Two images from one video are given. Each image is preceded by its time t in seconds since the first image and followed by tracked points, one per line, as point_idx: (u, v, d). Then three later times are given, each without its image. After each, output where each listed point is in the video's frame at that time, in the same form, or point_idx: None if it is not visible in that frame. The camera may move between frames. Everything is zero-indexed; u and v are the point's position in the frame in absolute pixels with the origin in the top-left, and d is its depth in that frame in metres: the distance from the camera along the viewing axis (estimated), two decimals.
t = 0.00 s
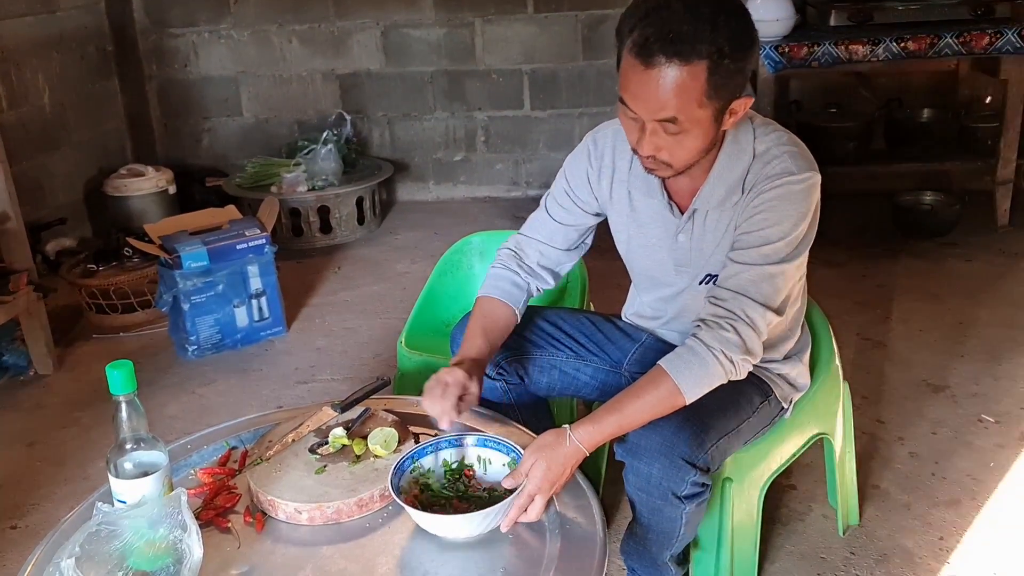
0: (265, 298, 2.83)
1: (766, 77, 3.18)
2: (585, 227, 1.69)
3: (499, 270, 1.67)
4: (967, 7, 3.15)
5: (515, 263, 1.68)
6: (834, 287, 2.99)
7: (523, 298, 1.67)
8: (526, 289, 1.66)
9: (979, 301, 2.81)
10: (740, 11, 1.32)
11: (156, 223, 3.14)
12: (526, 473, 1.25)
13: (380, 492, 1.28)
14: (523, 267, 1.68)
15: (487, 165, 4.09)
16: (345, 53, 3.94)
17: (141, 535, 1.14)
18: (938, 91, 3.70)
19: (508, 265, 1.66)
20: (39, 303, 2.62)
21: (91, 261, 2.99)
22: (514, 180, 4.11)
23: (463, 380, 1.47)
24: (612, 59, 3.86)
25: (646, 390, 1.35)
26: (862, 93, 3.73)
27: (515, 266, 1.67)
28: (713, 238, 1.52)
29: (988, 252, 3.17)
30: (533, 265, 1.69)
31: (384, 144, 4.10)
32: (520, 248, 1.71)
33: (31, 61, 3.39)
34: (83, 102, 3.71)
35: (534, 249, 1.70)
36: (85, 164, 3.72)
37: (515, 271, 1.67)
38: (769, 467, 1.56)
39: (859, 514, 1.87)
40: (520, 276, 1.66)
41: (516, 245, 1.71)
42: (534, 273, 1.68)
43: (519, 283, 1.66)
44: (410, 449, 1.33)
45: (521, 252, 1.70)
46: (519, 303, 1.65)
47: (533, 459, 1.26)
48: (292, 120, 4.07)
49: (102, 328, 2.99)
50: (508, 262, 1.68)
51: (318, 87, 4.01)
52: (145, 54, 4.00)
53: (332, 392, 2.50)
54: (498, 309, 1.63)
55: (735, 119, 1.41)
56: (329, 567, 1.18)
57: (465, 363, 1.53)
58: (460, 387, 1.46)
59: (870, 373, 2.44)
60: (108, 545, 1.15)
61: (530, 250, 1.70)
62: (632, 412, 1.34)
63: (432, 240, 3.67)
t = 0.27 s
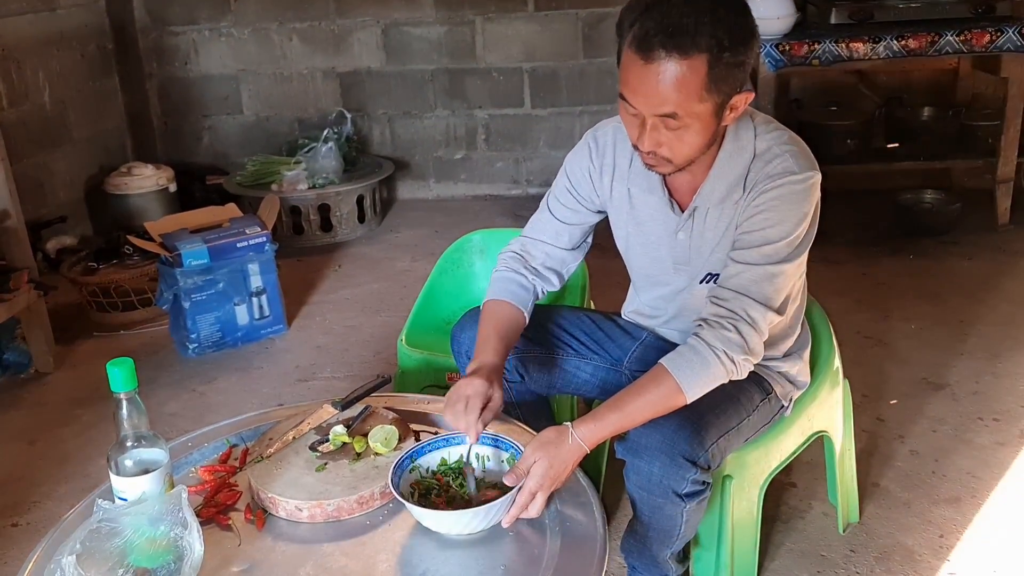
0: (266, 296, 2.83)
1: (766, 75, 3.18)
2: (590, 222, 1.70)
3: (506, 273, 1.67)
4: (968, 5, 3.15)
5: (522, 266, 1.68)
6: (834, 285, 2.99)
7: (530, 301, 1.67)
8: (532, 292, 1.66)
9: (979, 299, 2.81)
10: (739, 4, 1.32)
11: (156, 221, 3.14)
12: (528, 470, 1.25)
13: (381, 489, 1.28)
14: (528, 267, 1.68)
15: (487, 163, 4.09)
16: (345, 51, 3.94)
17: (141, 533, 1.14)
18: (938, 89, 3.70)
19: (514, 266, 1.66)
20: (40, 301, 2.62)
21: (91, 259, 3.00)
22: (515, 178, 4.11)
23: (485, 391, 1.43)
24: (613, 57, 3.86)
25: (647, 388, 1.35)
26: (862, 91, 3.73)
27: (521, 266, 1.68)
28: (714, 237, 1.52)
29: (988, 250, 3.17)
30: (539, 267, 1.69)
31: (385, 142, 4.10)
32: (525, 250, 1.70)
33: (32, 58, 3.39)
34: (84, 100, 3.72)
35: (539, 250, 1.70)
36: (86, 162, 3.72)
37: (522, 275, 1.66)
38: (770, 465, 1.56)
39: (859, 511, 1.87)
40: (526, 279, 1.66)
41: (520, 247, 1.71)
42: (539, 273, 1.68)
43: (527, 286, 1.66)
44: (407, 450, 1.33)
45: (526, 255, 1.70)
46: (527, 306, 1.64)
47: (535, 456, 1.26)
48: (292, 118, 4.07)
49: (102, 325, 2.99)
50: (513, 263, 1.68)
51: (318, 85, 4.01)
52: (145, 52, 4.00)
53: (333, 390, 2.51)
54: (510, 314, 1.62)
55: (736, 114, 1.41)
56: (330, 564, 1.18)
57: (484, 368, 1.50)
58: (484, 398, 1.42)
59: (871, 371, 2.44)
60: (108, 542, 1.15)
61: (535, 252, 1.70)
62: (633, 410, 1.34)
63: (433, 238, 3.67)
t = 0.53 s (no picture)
0: (266, 293, 2.83)
1: (766, 72, 3.18)
2: (587, 220, 1.69)
3: (501, 265, 1.67)
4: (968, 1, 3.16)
5: (517, 258, 1.68)
6: (834, 282, 2.99)
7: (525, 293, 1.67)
8: (526, 283, 1.66)
9: (979, 296, 2.81)
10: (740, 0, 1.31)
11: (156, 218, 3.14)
12: (526, 464, 1.26)
13: (380, 487, 1.28)
14: (523, 260, 1.68)
15: (487, 160, 4.09)
16: (345, 48, 3.94)
17: (140, 530, 1.15)
18: (939, 86, 3.70)
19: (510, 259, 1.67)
20: (39, 298, 2.62)
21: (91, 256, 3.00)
22: (514, 176, 4.11)
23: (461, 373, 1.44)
24: (613, 54, 3.85)
25: (646, 385, 1.35)
26: (862, 88, 3.73)
27: (516, 259, 1.68)
28: (714, 235, 1.52)
29: (989, 247, 3.17)
30: (534, 260, 1.69)
31: (384, 139, 4.09)
32: (521, 244, 1.71)
33: (31, 56, 3.39)
34: (83, 97, 3.71)
35: (535, 244, 1.70)
36: (86, 160, 3.72)
37: (516, 267, 1.67)
38: (769, 462, 1.56)
39: (858, 508, 1.86)
40: (521, 271, 1.67)
41: (517, 241, 1.71)
42: (535, 266, 1.68)
43: (521, 277, 1.66)
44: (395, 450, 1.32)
45: (522, 248, 1.71)
46: (520, 297, 1.65)
47: (532, 451, 1.26)
48: (292, 116, 4.07)
49: (102, 323, 2.99)
50: (509, 256, 1.68)
51: (318, 82, 4.01)
52: (144, 50, 4.00)
53: (332, 387, 2.50)
54: (506, 305, 1.63)
55: (738, 111, 1.40)
56: (329, 561, 1.18)
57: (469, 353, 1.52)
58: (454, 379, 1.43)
59: (870, 368, 2.44)
60: (107, 539, 1.15)
61: (530, 246, 1.70)
62: (633, 407, 1.34)
63: (432, 236, 3.67)
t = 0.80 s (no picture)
0: (265, 292, 2.83)
1: (765, 71, 3.18)
2: (583, 219, 1.70)
3: (499, 266, 1.67)
4: None
5: (514, 258, 1.68)
6: (834, 281, 2.99)
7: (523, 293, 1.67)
8: (523, 284, 1.67)
9: (978, 295, 2.81)
10: None
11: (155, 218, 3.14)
12: (521, 461, 1.25)
13: (378, 485, 1.28)
14: (523, 259, 1.69)
15: (486, 159, 4.09)
16: (344, 47, 3.94)
17: (138, 529, 1.15)
18: (938, 85, 3.70)
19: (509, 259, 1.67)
20: (39, 297, 2.62)
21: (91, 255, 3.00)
22: (514, 174, 4.11)
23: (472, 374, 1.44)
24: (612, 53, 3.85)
25: (641, 382, 1.35)
26: (861, 87, 3.73)
27: (515, 257, 1.68)
28: (710, 233, 1.52)
29: (988, 246, 3.17)
30: (531, 260, 1.69)
31: (384, 138, 4.09)
32: (519, 243, 1.71)
33: (31, 55, 3.39)
34: (83, 96, 3.71)
35: (534, 244, 1.70)
36: (86, 159, 3.72)
37: (513, 267, 1.67)
38: (766, 460, 1.56)
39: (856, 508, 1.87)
40: (520, 270, 1.67)
41: (514, 240, 1.72)
42: (534, 265, 1.69)
43: (518, 278, 1.66)
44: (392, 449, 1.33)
45: (520, 247, 1.71)
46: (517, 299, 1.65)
47: (527, 448, 1.26)
48: (292, 115, 4.07)
49: (102, 322, 2.99)
50: (508, 256, 1.69)
51: (317, 81, 4.01)
52: (144, 49, 4.00)
53: (332, 385, 2.51)
54: (502, 306, 1.63)
55: (732, 109, 1.40)
56: (327, 560, 1.19)
57: (477, 355, 1.51)
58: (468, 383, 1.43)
59: (869, 367, 2.44)
60: (105, 538, 1.15)
61: (528, 245, 1.70)
62: (628, 405, 1.34)
63: (432, 235, 3.67)
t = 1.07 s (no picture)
0: (264, 295, 2.84)
1: (763, 72, 3.18)
2: (579, 225, 1.70)
3: (494, 274, 1.67)
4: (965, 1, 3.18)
5: (511, 265, 1.69)
6: (832, 282, 2.99)
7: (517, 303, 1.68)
8: (519, 292, 1.67)
9: (976, 296, 2.82)
10: None
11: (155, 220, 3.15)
12: (518, 463, 1.25)
13: (377, 488, 1.29)
14: (516, 268, 1.69)
15: (485, 160, 4.09)
16: (343, 49, 3.94)
17: (137, 531, 1.15)
18: (936, 86, 3.70)
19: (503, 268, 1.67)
20: (38, 299, 2.63)
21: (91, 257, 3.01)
22: (513, 176, 4.12)
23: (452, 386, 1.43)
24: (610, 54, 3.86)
25: (638, 385, 1.36)
26: (860, 88, 3.73)
27: (509, 266, 1.68)
28: (706, 236, 1.52)
29: (986, 247, 3.18)
30: (527, 267, 1.70)
31: (383, 140, 4.10)
32: (515, 250, 1.71)
33: (30, 57, 3.40)
34: (82, 98, 3.72)
35: (528, 251, 1.71)
36: (85, 161, 3.73)
37: (509, 274, 1.67)
38: (765, 462, 1.56)
39: (854, 509, 1.87)
40: (513, 280, 1.67)
41: (510, 246, 1.72)
42: (528, 274, 1.69)
43: (514, 286, 1.67)
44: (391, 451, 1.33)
45: (516, 255, 1.71)
46: (512, 306, 1.65)
47: (524, 449, 1.26)
48: (291, 116, 4.07)
49: (102, 324, 2.99)
50: (502, 264, 1.69)
51: (317, 83, 4.01)
52: (144, 51, 4.01)
53: (331, 387, 2.51)
54: (496, 314, 1.63)
55: (725, 107, 1.41)
56: (325, 562, 1.19)
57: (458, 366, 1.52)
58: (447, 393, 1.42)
59: (867, 368, 2.44)
60: (104, 540, 1.16)
61: (525, 252, 1.71)
62: (625, 408, 1.34)
63: (431, 236, 3.67)
